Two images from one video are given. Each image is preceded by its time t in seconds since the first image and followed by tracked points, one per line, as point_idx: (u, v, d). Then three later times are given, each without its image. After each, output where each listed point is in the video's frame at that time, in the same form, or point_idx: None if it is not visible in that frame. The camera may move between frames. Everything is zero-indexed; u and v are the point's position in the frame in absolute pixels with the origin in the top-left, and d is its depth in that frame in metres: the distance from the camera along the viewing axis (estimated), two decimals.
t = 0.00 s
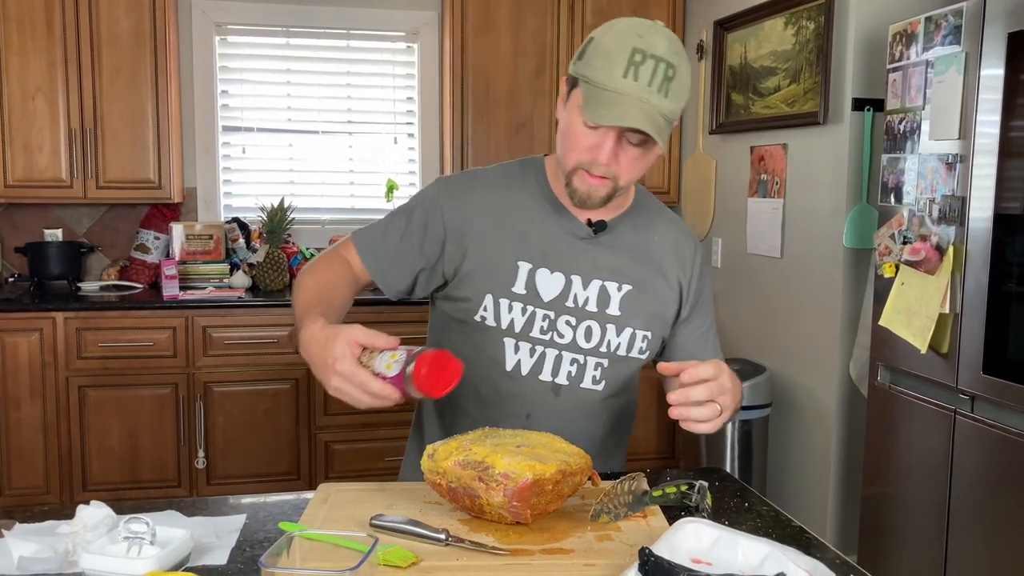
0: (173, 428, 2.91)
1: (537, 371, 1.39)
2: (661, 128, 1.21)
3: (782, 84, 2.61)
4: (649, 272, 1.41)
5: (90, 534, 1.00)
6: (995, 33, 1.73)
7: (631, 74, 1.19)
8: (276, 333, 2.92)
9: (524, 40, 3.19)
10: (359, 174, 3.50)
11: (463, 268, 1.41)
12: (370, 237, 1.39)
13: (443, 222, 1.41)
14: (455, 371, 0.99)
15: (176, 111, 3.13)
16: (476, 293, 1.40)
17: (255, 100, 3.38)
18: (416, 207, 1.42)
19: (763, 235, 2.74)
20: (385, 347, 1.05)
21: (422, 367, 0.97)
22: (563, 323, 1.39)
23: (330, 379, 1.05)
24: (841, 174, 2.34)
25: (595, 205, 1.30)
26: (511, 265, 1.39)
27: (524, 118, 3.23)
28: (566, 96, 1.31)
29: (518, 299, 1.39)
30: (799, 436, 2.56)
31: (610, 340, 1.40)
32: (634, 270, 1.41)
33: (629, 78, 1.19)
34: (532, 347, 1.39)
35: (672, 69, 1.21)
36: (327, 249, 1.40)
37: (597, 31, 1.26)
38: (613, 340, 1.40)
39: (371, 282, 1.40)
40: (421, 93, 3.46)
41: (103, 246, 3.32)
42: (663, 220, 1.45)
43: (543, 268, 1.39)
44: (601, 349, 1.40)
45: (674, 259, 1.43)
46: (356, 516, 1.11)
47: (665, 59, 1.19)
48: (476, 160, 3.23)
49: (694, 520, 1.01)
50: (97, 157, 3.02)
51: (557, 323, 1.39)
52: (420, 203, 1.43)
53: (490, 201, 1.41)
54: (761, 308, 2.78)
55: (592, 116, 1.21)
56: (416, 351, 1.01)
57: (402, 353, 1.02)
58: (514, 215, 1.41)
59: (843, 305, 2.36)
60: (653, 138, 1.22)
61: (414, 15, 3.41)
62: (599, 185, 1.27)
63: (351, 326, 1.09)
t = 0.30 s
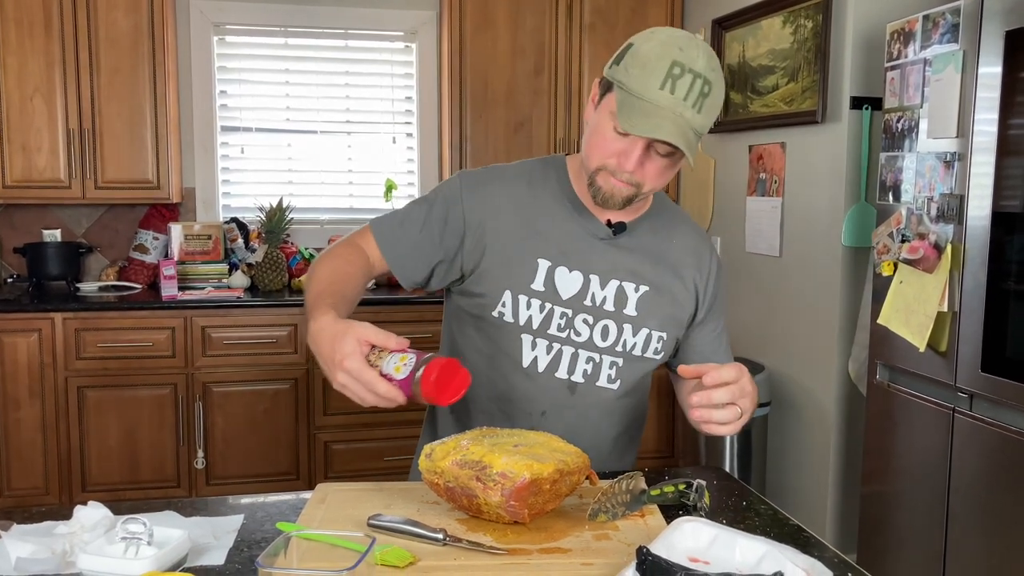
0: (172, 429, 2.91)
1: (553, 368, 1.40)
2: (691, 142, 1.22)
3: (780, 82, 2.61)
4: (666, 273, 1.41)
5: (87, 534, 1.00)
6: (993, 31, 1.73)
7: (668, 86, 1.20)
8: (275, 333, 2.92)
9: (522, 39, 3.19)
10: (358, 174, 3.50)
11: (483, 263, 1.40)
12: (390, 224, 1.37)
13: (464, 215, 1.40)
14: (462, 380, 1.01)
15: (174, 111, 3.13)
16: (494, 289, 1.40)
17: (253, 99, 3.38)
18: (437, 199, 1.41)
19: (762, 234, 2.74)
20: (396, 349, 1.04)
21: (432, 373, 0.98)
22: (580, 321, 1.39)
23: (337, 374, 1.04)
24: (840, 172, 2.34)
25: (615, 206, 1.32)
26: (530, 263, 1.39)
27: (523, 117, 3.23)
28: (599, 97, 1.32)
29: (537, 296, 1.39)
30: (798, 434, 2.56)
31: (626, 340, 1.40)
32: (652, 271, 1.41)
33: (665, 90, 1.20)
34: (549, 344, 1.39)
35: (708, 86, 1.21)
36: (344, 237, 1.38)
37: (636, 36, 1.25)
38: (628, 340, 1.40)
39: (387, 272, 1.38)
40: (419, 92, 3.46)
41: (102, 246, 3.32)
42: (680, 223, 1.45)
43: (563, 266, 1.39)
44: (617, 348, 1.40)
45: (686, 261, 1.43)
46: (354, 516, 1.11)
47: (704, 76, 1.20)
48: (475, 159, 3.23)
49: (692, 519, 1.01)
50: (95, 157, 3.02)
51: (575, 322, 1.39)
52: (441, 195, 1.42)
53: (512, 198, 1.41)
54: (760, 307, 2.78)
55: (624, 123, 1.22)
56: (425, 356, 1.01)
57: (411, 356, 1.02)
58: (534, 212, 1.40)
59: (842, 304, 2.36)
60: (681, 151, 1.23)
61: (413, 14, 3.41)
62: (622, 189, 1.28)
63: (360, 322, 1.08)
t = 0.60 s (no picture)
0: (173, 428, 2.92)
1: (559, 369, 1.40)
2: (700, 147, 1.22)
3: (781, 81, 2.60)
4: (672, 274, 1.41)
5: (87, 534, 1.00)
6: (993, 28, 1.73)
7: (678, 90, 1.20)
8: (276, 333, 2.92)
9: (523, 38, 3.19)
10: (359, 174, 3.50)
11: (490, 262, 1.40)
12: (396, 222, 1.37)
13: (470, 214, 1.40)
14: (449, 382, 1.00)
15: (175, 111, 3.13)
16: (500, 289, 1.40)
17: (254, 100, 3.38)
18: (444, 197, 1.41)
19: (762, 233, 2.74)
20: (390, 346, 1.05)
21: (418, 373, 0.97)
22: (585, 322, 1.39)
23: (331, 366, 1.05)
24: (840, 171, 2.34)
25: (622, 207, 1.32)
26: (536, 263, 1.39)
27: (523, 117, 3.23)
28: (610, 97, 1.32)
29: (543, 296, 1.39)
30: (799, 433, 2.56)
31: (631, 341, 1.40)
32: (658, 272, 1.40)
33: (675, 94, 1.20)
34: (554, 344, 1.39)
35: (719, 91, 1.21)
36: (351, 233, 1.38)
37: (650, 38, 1.25)
38: (634, 341, 1.40)
39: (393, 269, 1.38)
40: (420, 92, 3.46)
41: (103, 246, 3.33)
42: (685, 224, 1.45)
43: (569, 266, 1.39)
44: (622, 349, 1.40)
45: (691, 262, 1.42)
46: (354, 516, 1.11)
47: (714, 81, 1.20)
48: (475, 159, 3.23)
49: (691, 519, 1.01)
50: (96, 157, 3.02)
51: (580, 322, 1.39)
52: (449, 193, 1.42)
53: (519, 197, 1.41)
54: (761, 306, 2.78)
55: (633, 125, 1.22)
56: (416, 354, 1.00)
57: (402, 353, 1.01)
58: (541, 211, 1.40)
59: (843, 303, 2.36)
60: (690, 155, 1.23)
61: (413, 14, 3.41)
62: (629, 191, 1.29)
63: (363, 317, 1.09)
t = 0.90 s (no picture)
0: (175, 429, 2.92)
1: (557, 370, 1.40)
2: (698, 149, 1.22)
3: (782, 81, 2.60)
4: (670, 275, 1.41)
5: (90, 534, 1.00)
6: (996, 28, 1.73)
7: (677, 93, 1.20)
8: (278, 334, 2.92)
9: (524, 38, 3.19)
10: (361, 174, 3.51)
11: (489, 263, 1.40)
12: (396, 223, 1.37)
13: (470, 215, 1.40)
14: (467, 374, 1.02)
15: (178, 112, 3.13)
16: (498, 290, 1.40)
17: (255, 100, 3.38)
18: (443, 198, 1.41)
19: (764, 233, 2.74)
20: (403, 340, 1.04)
21: (440, 366, 0.99)
22: (584, 323, 1.39)
23: (341, 359, 1.04)
24: (842, 170, 2.34)
25: (620, 211, 1.32)
26: (534, 264, 1.40)
27: (525, 117, 3.23)
28: (609, 100, 1.32)
29: (541, 297, 1.39)
30: (801, 433, 2.56)
31: (629, 342, 1.40)
32: (656, 274, 1.40)
33: (674, 96, 1.20)
34: (552, 345, 1.40)
35: (718, 93, 1.21)
36: (351, 233, 1.38)
37: (648, 40, 1.25)
38: (631, 342, 1.40)
39: (393, 270, 1.38)
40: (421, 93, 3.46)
41: (106, 247, 3.33)
42: (684, 224, 1.45)
43: (567, 267, 1.39)
44: (620, 350, 1.40)
45: (690, 263, 1.42)
46: (356, 516, 1.11)
47: (713, 83, 1.20)
48: (477, 159, 3.23)
49: (692, 519, 1.01)
50: (98, 158, 3.03)
51: (578, 323, 1.39)
52: (448, 194, 1.42)
53: (519, 197, 1.41)
54: (763, 306, 2.78)
55: (632, 128, 1.22)
56: (432, 348, 1.01)
57: (418, 347, 1.02)
58: (540, 213, 1.40)
59: (845, 302, 2.36)
60: (688, 158, 1.23)
61: (414, 14, 3.41)
62: (627, 194, 1.28)
63: (373, 311, 1.08)
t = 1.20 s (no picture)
0: (176, 429, 2.92)
1: (555, 370, 1.40)
2: (698, 152, 1.22)
3: (783, 82, 2.60)
4: (669, 278, 1.41)
5: (90, 534, 1.00)
6: (997, 29, 1.73)
7: (676, 95, 1.20)
8: (279, 334, 2.93)
9: (525, 39, 3.19)
10: (362, 175, 3.51)
11: (489, 262, 1.40)
12: (396, 222, 1.37)
13: (471, 214, 1.40)
14: (454, 385, 1.00)
15: (179, 112, 3.13)
16: (498, 289, 1.40)
17: (256, 101, 3.38)
18: (445, 197, 1.41)
19: (765, 234, 2.74)
20: (399, 343, 1.04)
21: (426, 373, 0.97)
22: (582, 324, 1.39)
23: (336, 357, 1.05)
24: (843, 172, 2.34)
25: (619, 213, 1.32)
26: (534, 265, 1.40)
27: (526, 118, 3.23)
28: (609, 102, 1.32)
29: (540, 297, 1.39)
30: (802, 434, 2.56)
31: (627, 344, 1.40)
32: (655, 276, 1.41)
33: (674, 99, 1.20)
34: (551, 345, 1.40)
35: (718, 96, 1.21)
36: (351, 232, 1.38)
37: (648, 42, 1.25)
38: (630, 344, 1.40)
39: (394, 269, 1.38)
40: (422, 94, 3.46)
41: (107, 247, 3.33)
42: (686, 225, 1.44)
43: (567, 268, 1.39)
44: (617, 352, 1.40)
45: (690, 265, 1.42)
46: (357, 516, 1.11)
47: (713, 86, 1.20)
48: (478, 160, 3.23)
49: (693, 520, 1.01)
50: (99, 159, 3.03)
51: (577, 324, 1.39)
52: (449, 193, 1.42)
53: (520, 197, 1.41)
54: (764, 307, 2.78)
55: (631, 131, 1.22)
56: (424, 354, 1.01)
57: (411, 352, 1.02)
58: (541, 213, 1.40)
59: (845, 303, 2.36)
60: (688, 161, 1.23)
61: (415, 15, 3.41)
62: (626, 197, 1.28)
63: (374, 312, 1.09)
